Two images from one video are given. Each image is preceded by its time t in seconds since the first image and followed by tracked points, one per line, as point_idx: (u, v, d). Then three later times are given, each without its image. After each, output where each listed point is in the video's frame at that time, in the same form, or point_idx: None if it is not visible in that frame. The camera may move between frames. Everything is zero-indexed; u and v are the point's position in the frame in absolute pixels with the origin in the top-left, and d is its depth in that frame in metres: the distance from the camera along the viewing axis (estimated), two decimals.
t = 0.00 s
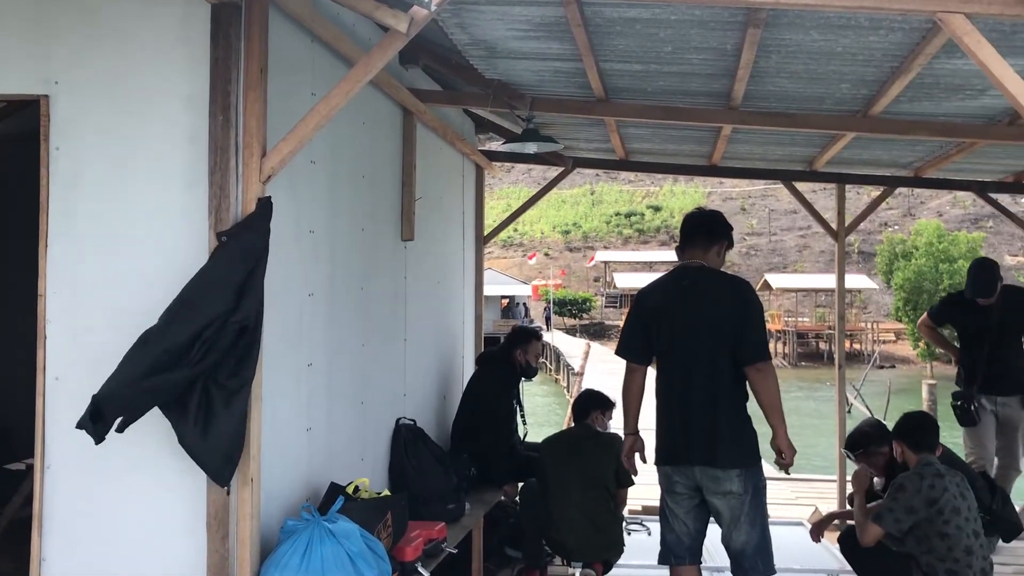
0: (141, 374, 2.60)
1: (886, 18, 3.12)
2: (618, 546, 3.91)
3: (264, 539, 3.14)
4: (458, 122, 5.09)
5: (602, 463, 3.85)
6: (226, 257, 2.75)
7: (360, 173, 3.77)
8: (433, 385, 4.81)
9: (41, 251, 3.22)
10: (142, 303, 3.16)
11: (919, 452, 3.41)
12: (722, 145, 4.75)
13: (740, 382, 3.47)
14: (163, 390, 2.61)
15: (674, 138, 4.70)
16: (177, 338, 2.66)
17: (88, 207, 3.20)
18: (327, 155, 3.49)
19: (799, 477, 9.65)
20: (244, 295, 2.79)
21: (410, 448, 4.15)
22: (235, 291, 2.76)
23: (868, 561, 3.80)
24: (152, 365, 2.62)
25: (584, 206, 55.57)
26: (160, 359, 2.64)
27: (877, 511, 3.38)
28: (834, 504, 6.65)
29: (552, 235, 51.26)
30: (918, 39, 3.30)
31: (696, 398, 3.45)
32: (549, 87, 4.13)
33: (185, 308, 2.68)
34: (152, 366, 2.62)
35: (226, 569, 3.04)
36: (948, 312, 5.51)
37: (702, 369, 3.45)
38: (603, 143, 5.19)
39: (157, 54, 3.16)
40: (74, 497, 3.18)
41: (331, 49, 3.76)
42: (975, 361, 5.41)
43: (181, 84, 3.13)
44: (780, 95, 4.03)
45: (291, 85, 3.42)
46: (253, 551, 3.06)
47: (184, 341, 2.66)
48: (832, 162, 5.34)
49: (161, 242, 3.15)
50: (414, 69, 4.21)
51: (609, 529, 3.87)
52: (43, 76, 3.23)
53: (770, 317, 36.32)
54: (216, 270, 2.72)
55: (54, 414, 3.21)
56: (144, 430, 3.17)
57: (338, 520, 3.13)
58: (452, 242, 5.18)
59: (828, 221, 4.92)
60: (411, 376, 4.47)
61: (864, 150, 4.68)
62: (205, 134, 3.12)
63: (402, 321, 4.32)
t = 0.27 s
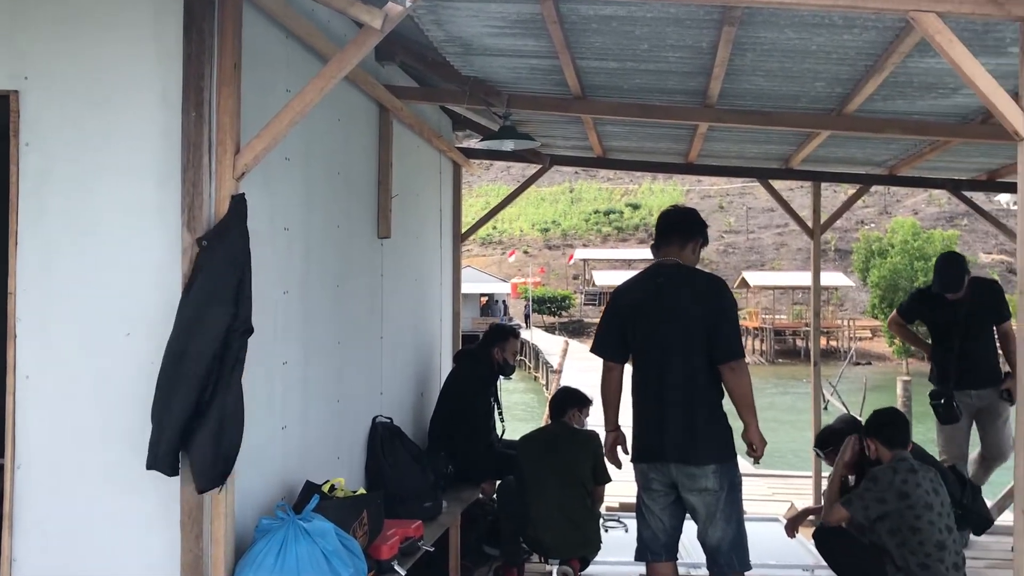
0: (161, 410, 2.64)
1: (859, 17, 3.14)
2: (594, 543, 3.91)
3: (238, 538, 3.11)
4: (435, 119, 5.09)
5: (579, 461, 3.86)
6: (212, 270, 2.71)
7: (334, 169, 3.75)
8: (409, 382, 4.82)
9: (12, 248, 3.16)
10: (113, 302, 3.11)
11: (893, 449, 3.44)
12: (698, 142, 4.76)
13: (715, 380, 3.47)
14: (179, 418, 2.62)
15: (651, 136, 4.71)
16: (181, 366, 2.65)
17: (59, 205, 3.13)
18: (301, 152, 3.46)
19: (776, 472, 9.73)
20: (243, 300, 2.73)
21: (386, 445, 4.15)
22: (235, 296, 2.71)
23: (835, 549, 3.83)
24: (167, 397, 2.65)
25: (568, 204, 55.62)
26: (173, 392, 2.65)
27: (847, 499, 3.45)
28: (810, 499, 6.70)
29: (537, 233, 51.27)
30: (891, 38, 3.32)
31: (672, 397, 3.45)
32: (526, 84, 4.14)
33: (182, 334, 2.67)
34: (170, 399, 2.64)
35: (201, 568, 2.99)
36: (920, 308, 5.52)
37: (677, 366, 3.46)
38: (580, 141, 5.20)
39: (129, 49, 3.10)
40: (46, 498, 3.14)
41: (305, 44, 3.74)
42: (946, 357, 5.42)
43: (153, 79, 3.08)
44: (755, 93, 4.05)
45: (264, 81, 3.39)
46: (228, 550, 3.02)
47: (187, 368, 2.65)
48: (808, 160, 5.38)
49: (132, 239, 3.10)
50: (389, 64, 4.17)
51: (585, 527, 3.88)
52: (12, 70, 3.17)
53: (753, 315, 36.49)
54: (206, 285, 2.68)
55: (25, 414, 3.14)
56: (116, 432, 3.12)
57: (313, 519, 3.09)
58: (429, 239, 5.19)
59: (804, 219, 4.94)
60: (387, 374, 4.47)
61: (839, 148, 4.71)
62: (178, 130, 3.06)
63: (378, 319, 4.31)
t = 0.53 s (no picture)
0: (177, 418, 2.55)
1: (835, 17, 3.16)
2: (574, 539, 3.91)
3: (214, 537, 3.09)
4: (413, 117, 5.09)
5: (558, 459, 3.87)
6: (205, 270, 2.65)
7: (312, 167, 3.74)
8: (388, 380, 4.82)
9: None
10: (89, 301, 3.06)
11: (869, 445, 3.46)
12: (676, 142, 4.78)
13: (693, 378, 3.49)
14: (200, 420, 2.56)
15: (629, 135, 4.73)
16: (191, 372, 2.59)
17: (34, 201, 3.04)
18: (279, 150, 3.45)
19: (753, 468, 9.82)
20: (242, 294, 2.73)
21: (365, 443, 4.15)
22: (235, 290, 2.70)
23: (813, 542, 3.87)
24: (180, 405, 2.56)
25: (552, 203, 55.67)
26: (185, 400, 2.57)
27: (822, 492, 3.47)
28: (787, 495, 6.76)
29: (521, 231, 51.26)
30: (867, 38, 3.35)
31: (650, 395, 3.47)
32: (505, 82, 4.14)
33: (186, 340, 2.59)
34: (185, 407, 2.56)
35: (176, 567, 2.99)
36: (899, 307, 5.57)
37: (654, 365, 3.47)
38: (559, 139, 5.21)
39: (104, 45, 3.05)
40: (18, 502, 3.06)
41: (282, 42, 3.72)
42: (924, 355, 5.47)
43: (128, 76, 3.04)
44: (732, 92, 4.07)
45: (240, 79, 3.37)
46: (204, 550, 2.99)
47: (199, 368, 2.59)
48: (785, 159, 5.41)
49: (108, 238, 3.05)
50: (368, 63, 4.18)
51: (565, 523, 3.89)
52: None
53: (736, 313, 36.67)
54: (204, 285, 2.62)
55: None
56: (90, 434, 3.08)
57: (290, 519, 3.08)
58: (408, 237, 5.19)
59: (781, 218, 4.98)
60: (366, 373, 4.47)
61: (816, 147, 4.74)
62: (154, 128, 3.03)
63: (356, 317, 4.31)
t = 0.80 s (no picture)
0: (144, 412, 2.49)
1: (813, 17, 3.18)
2: (555, 537, 3.92)
3: (191, 538, 3.05)
4: (393, 116, 5.08)
5: (540, 458, 3.88)
6: (178, 263, 2.60)
7: (291, 166, 3.72)
8: (368, 380, 4.81)
9: None
10: (64, 300, 3.03)
11: (848, 442, 3.44)
12: (656, 141, 4.80)
13: (672, 377, 3.50)
14: (166, 413, 2.49)
15: (609, 134, 4.73)
16: (160, 364, 2.52)
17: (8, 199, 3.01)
18: (258, 148, 3.43)
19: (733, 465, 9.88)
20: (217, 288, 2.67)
21: (345, 442, 4.15)
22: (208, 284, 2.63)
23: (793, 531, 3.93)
24: (148, 399, 2.50)
25: (536, 201, 55.70)
26: (154, 392, 2.51)
27: (802, 480, 3.53)
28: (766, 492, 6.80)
29: (505, 229, 51.25)
30: (844, 38, 3.37)
31: (631, 393, 3.47)
32: (484, 80, 4.14)
33: (155, 333, 2.53)
34: (152, 401, 2.50)
35: (154, 567, 2.95)
36: (888, 305, 5.50)
37: (634, 363, 3.48)
38: (539, 138, 5.21)
39: (79, 41, 3.01)
40: None
41: (260, 39, 3.70)
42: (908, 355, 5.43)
43: (103, 72, 3.00)
44: (711, 92, 4.09)
45: (217, 76, 3.34)
46: (182, 551, 2.95)
47: (170, 360, 2.53)
48: (764, 158, 5.44)
49: (83, 236, 3.02)
50: (348, 61, 4.17)
51: (546, 521, 3.89)
52: None
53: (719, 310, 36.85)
54: (176, 278, 2.57)
55: None
56: (67, 434, 3.04)
57: (269, 518, 3.06)
58: (388, 235, 5.18)
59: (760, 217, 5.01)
60: (345, 372, 4.45)
61: (795, 146, 4.77)
62: (130, 125, 3.00)
63: (336, 316, 4.30)
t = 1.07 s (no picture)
0: (77, 412, 2.48)
1: (793, 14, 3.19)
2: (536, 536, 3.91)
3: (170, 539, 2.99)
4: (375, 113, 5.07)
5: (521, 455, 3.88)
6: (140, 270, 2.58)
7: (270, 163, 3.70)
8: (349, 378, 4.79)
9: None
10: (42, 297, 2.99)
11: (826, 441, 3.40)
12: (638, 138, 4.81)
13: (654, 375, 3.51)
14: (96, 419, 2.48)
15: (591, 131, 4.74)
16: (101, 371, 2.50)
17: None
18: (237, 144, 3.40)
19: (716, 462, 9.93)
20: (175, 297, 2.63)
21: (326, 441, 4.13)
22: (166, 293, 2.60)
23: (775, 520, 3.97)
24: (84, 400, 2.49)
25: (521, 200, 55.71)
26: (88, 397, 2.49)
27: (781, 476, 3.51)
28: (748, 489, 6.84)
29: (490, 227, 51.22)
30: (824, 36, 3.38)
31: (613, 391, 3.47)
32: (466, 77, 4.13)
33: (102, 337, 2.52)
34: (87, 402, 2.49)
35: (132, 568, 2.88)
36: (888, 299, 5.26)
37: (615, 361, 3.48)
38: (522, 135, 5.21)
39: (56, 35, 2.97)
40: None
41: (240, 35, 3.68)
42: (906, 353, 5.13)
43: (80, 66, 2.96)
44: (692, 90, 4.10)
45: (196, 71, 3.31)
46: (161, 552, 2.89)
47: (113, 367, 2.51)
48: (746, 156, 5.46)
49: (60, 232, 2.97)
50: (329, 58, 4.15)
51: (528, 519, 3.89)
52: None
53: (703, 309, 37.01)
54: (133, 286, 2.55)
55: None
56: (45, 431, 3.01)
57: (248, 517, 3.03)
58: (370, 233, 5.16)
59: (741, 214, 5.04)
60: (326, 369, 4.43)
61: (775, 144, 4.80)
62: (107, 120, 2.95)
63: (317, 314, 4.28)
